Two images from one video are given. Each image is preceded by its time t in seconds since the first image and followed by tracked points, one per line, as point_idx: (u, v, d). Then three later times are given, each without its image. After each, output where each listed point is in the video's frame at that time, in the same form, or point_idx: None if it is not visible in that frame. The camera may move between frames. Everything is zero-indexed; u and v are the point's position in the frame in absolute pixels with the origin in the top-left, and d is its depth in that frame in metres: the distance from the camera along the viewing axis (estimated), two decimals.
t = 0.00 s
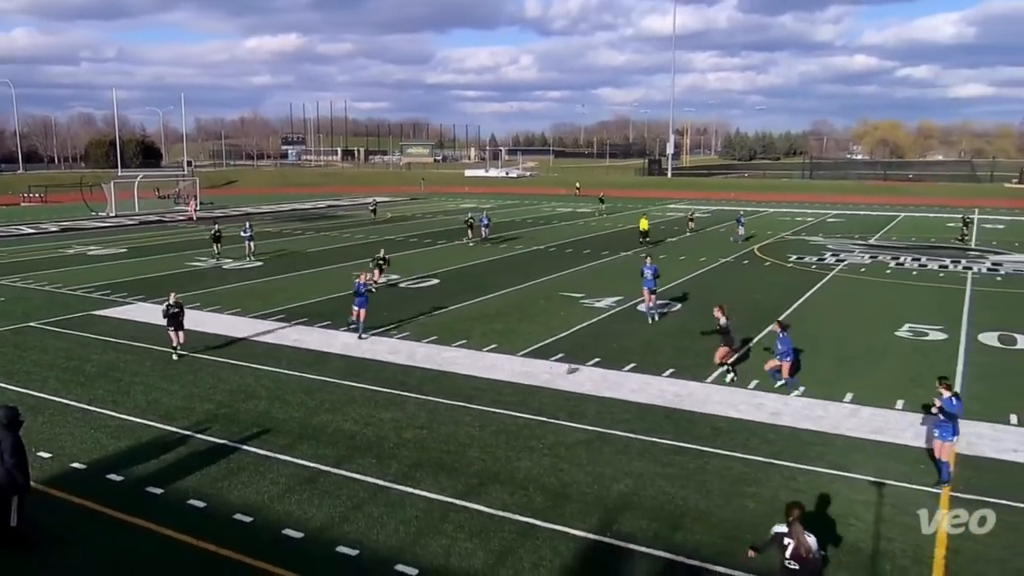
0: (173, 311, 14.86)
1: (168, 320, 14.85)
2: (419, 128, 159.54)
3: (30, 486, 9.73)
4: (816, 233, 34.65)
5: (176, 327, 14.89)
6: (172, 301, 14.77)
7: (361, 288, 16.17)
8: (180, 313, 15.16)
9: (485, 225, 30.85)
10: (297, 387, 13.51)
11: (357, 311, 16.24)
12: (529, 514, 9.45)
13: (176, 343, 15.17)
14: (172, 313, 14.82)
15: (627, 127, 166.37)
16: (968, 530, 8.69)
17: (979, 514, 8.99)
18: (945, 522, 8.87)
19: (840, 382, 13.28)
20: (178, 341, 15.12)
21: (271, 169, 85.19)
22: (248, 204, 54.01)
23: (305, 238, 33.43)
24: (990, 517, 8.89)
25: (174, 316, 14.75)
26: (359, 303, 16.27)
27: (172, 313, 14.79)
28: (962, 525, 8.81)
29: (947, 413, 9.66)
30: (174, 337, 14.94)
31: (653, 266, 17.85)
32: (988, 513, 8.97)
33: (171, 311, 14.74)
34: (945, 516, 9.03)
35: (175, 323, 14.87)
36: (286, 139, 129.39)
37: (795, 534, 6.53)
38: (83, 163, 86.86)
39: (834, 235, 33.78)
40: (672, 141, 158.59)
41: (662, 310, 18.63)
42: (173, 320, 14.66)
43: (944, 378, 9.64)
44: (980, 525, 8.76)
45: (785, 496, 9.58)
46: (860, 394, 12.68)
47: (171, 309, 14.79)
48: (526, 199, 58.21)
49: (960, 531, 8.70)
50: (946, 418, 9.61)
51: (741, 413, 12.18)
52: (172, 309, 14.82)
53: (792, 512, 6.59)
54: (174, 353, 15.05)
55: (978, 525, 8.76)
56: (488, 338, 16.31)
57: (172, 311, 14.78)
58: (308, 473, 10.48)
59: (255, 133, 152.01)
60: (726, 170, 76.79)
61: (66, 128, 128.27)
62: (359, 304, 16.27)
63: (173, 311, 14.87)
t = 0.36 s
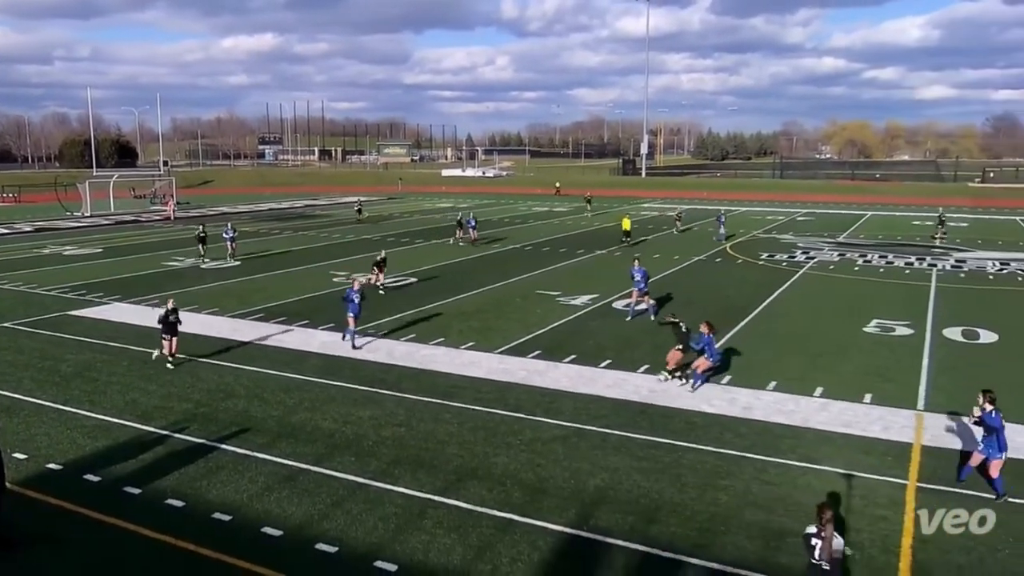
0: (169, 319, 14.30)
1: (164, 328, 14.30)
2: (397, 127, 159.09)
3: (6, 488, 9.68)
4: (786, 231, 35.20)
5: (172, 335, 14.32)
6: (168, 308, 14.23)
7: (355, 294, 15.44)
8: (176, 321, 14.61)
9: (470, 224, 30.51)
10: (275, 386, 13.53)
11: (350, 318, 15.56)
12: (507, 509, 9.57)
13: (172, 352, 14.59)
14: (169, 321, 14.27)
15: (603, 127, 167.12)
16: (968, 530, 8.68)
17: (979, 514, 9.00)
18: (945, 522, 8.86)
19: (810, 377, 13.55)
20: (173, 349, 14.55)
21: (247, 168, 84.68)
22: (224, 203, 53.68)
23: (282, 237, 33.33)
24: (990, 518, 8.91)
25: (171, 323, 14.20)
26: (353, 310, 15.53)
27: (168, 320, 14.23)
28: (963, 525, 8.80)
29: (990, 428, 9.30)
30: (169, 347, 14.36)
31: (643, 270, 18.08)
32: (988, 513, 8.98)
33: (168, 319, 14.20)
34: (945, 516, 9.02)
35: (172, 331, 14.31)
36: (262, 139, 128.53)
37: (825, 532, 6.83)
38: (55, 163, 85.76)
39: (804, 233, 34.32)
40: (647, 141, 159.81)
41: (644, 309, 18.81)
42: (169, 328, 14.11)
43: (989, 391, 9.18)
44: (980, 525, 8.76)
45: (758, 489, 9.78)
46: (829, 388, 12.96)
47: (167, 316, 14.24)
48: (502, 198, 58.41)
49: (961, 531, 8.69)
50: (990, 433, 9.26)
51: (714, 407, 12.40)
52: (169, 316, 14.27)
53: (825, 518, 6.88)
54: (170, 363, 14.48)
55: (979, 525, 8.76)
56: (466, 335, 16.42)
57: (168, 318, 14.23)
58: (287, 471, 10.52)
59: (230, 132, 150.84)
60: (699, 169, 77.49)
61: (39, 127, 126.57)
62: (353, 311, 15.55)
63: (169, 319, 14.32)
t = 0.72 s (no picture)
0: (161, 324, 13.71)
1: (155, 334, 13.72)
2: (367, 126, 158.29)
3: None
4: (753, 228, 35.70)
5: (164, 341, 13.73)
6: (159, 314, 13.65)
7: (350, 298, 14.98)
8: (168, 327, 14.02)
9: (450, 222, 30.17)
10: (246, 385, 13.43)
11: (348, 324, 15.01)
12: (480, 506, 9.62)
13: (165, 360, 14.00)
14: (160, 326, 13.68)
15: (574, 126, 167.92)
16: (969, 531, 8.62)
17: (979, 514, 8.94)
18: (946, 522, 8.78)
19: (777, 370, 13.81)
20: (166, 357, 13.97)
21: (216, 166, 83.74)
22: (193, 202, 53.07)
23: (252, 236, 33.06)
24: (991, 518, 8.85)
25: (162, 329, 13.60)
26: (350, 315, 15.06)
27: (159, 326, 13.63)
28: (963, 525, 8.72)
29: None
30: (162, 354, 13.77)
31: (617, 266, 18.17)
32: (988, 513, 8.93)
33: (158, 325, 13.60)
34: (945, 516, 8.94)
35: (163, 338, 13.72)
36: (230, 138, 127.14)
37: (846, 530, 6.42)
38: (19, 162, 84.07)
39: (771, 230, 34.89)
40: (617, 139, 160.88)
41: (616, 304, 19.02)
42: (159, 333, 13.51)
43: None
44: (980, 526, 8.70)
45: (727, 483, 9.95)
46: (796, 381, 13.21)
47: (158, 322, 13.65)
48: (473, 196, 58.47)
49: (961, 531, 8.62)
50: None
51: (684, 402, 12.57)
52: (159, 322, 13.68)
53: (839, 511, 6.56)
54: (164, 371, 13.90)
55: (978, 525, 8.70)
56: (439, 333, 16.45)
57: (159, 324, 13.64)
58: (259, 471, 10.47)
59: (199, 130, 148.96)
60: (667, 168, 78.21)
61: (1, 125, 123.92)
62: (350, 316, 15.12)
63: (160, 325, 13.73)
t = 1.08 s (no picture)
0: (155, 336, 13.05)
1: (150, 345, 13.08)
2: (337, 125, 157.24)
3: None
4: (720, 227, 36.11)
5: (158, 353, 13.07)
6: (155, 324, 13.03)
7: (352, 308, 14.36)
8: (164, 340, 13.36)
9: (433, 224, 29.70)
10: (215, 387, 13.29)
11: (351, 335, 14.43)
12: (452, 505, 9.64)
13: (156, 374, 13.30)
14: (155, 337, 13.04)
15: (544, 125, 168.33)
16: (968, 531, 8.67)
17: (979, 514, 8.92)
18: (945, 522, 8.83)
19: (745, 367, 14.00)
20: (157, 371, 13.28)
21: (182, 166, 82.50)
22: (158, 202, 52.26)
23: (220, 236, 32.70)
24: (991, 518, 8.82)
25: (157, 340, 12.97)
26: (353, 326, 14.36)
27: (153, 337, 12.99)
28: (962, 526, 8.78)
29: None
30: (155, 367, 13.09)
31: (588, 263, 18.22)
32: (988, 513, 8.87)
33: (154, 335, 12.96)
34: (944, 516, 8.99)
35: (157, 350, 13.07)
36: (197, 137, 125.45)
37: (869, 540, 5.80)
38: None
39: (737, 228, 35.32)
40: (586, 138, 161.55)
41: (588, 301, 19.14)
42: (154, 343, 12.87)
43: None
44: (980, 526, 8.71)
45: (697, 478, 10.09)
46: (763, 377, 13.41)
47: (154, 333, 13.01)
48: (443, 196, 58.36)
49: (961, 531, 8.67)
50: None
51: (653, 399, 12.71)
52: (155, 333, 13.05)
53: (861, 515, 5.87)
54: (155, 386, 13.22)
55: (978, 525, 8.73)
56: (410, 333, 16.41)
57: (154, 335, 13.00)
58: (229, 474, 10.38)
59: (164, 129, 146.68)
60: (636, 167, 78.85)
61: None
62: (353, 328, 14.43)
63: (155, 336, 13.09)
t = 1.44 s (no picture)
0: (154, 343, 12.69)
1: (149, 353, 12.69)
2: (304, 125, 155.85)
3: None
4: (687, 226, 36.49)
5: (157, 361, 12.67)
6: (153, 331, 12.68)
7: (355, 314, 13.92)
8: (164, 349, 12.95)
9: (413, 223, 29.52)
10: (181, 391, 13.08)
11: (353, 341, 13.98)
12: (423, 507, 9.61)
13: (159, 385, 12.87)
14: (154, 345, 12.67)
15: (512, 125, 168.63)
16: (967, 531, 8.59)
17: (979, 514, 8.88)
18: (945, 522, 8.76)
19: (712, 365, 14.17)
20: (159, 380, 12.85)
21: (145, 166, 81.14)
22: (121, 203, 51.38)
23: (185, 237, 32.25)
24: (990, 518, 8.79)
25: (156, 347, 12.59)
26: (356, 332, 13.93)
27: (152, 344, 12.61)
28: (962, 525, 8.70)
29: None
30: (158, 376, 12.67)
31: (563, 265, 18.24)
32: (987, 513, 8.85)
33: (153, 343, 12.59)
34: (944, 516, 8.91)
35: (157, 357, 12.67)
36: (161, 138, 123.52)
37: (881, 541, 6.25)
38: None
39: (703, 228, 35.75)
40: (555, 139, 162.17)
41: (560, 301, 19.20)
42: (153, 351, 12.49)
43: None
44: (980, 526, 8.64)
45: (666, 475, 10.18)
46: (730, 375, 13.58)
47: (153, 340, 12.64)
48: (412, 197, 58.20)
49: (960, 531, 8.60)
50: None
51: (623, 397, 12.79)
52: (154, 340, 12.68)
53: (875, 510, 6.29)
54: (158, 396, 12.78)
55: (978, 526, 8.65)
56: (379, 334, 16.32)
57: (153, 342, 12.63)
58: (196, 479, 10.23)
59: (127, 130, 144.15)
60: (604, 168, 79.40)
61: None
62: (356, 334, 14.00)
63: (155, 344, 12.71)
